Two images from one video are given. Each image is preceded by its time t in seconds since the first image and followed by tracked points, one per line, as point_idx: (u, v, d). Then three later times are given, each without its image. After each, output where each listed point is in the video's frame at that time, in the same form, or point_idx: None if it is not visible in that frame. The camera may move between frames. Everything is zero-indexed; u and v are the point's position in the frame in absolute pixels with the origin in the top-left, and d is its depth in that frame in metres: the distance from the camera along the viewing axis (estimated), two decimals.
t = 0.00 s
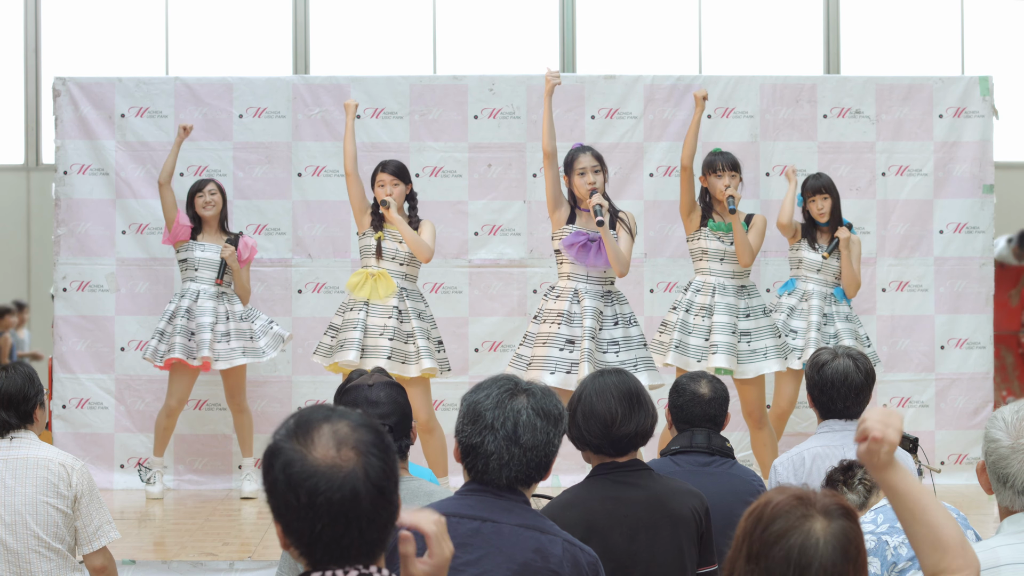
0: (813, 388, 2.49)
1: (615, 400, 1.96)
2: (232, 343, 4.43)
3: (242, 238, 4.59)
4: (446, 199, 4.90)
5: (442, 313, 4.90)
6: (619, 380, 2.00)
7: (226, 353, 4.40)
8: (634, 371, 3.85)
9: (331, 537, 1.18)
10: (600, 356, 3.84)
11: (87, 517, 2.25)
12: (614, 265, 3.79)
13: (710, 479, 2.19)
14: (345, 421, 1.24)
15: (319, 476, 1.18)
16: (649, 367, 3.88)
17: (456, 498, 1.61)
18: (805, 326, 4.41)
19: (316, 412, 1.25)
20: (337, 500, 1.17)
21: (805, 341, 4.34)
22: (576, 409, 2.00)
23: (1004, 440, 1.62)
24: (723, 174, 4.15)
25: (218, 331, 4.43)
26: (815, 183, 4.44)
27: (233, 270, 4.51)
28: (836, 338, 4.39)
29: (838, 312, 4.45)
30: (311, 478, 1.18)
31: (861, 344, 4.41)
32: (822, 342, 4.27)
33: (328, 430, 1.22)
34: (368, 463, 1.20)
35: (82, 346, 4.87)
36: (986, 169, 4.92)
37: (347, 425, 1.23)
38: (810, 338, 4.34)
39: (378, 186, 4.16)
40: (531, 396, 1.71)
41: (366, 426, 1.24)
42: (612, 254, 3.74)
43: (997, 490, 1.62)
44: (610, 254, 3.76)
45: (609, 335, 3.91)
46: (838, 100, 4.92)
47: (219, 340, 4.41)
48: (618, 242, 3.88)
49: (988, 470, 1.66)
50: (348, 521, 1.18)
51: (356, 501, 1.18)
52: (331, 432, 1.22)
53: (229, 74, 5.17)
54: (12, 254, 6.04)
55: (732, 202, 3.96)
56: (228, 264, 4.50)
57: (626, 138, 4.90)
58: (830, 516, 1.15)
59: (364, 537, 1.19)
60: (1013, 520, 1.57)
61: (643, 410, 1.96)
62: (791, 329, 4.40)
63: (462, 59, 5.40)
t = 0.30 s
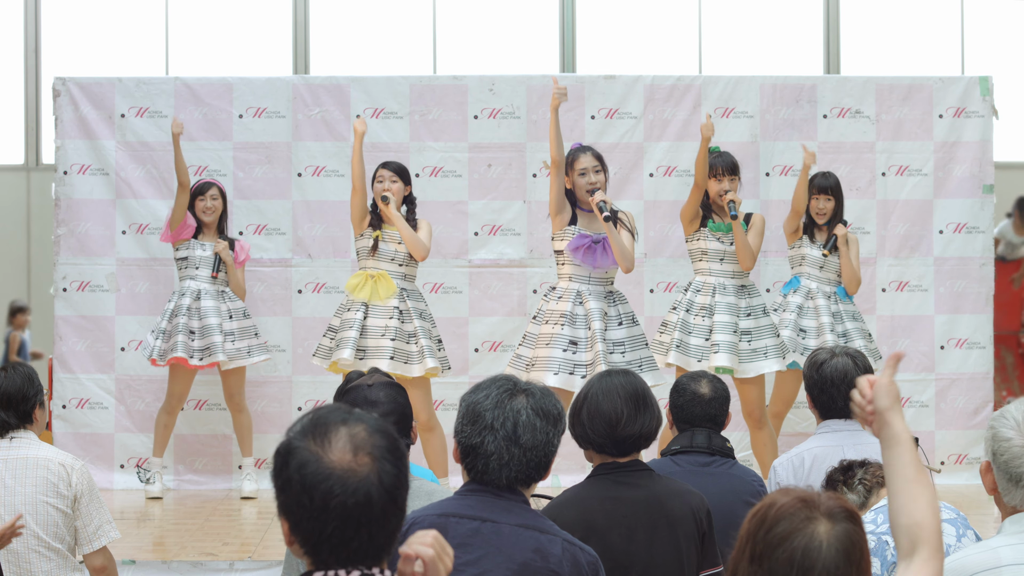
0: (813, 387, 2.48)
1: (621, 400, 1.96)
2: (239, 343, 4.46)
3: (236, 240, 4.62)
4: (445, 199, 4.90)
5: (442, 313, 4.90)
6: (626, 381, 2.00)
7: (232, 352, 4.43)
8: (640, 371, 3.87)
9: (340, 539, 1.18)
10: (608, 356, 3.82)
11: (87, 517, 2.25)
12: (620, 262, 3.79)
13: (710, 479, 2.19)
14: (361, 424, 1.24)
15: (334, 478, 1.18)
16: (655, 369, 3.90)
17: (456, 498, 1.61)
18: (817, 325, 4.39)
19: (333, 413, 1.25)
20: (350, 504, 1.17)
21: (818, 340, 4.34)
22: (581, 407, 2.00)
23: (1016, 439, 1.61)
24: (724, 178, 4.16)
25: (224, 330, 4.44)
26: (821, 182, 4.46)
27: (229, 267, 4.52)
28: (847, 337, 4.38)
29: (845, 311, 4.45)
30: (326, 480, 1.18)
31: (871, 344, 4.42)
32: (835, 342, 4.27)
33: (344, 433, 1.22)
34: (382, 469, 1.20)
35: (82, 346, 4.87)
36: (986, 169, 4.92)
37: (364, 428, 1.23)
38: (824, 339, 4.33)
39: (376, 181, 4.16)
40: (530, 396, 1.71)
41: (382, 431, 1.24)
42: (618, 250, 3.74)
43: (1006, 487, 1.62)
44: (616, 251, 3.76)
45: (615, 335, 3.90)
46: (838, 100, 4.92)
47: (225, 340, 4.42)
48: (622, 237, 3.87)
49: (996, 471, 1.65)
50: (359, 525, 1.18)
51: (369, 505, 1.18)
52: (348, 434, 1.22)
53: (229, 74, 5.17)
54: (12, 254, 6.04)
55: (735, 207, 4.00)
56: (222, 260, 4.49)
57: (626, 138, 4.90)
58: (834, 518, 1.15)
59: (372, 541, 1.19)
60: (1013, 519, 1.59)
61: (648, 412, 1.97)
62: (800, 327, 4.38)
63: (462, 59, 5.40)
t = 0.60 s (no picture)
0: (811, 386, 2.48)
1: (627, 401, 1.96)
2: (235, 342, 4.43)
3: (238, 236, 4.62)
4: (445, 199, 4.90)
5: (442, 313, 4.90)
6: (634, 382, 2.00)
7: (227, 351, 4.40)
8: (646, 370, 3.89)
9: (338, 538, 1.18)
10: (612, 357, 3.83)
11: (87, 517, 2.25)
12: (619, 264, 3.81)
13: (710, 480, 2.19)
14: (365, 425, 1.24)
15: (334, 478, 1.18)
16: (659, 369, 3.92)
17: (456, 499, 1.61)
18: (821, 324, 4.41)
19: (338, 413, 1.25)
20: (349, 504, 1.18)
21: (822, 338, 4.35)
22: (586, 405, 2.00)
23: None
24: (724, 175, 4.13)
25: (218, 330, 4.43)
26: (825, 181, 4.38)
27: (228, 268, 4.51)
28: (852, 334, 4.40)
29: (849, 308, 4.47)
30: (326, 479, 1.18)
31: (876, 340, 4.44)
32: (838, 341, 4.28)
33: (347, 433, 1.22)
34: (383, 471, 1.20)
35: (82, 346, 4.87)
36: (986, 169, 4.92)
37: (367, 429, 1.23)
38: (827, 337, 4.35)
39: (376, 181, 4.13)
40: (531, 396, 1.71)
41: (385, 433, 1.24)
42: (618, 252, 3.77)
43: (1017, 486, 1.64)
44: (614, 254, 3.79)
45: (617, 335, 3.91)
46: (838, 100, 4.92)
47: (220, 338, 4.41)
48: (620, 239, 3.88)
49: (1008, 473, 1.67)
50: (358, 525, 1.18)
51: (368, 507, 1.18)
52: (351, 434, 1.22)
53: (229, 74, 5.17)
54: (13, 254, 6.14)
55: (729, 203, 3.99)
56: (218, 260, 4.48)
57: (626, 138, 4.90)
58: (833, 518, 1.15)
59: (370, 542, 1.19)
60: (1016, 518, 1.60)
61: (654, 414, 1.96)
62: (805, 327, 4.40)
63: (462, 59, 5.40)
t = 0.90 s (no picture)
0: (812, 387, 2.48)
1: (632, 402, 1.96)
2: (237, 344, 4.43)
3: (241, 237, 4.61)
4: (445, 199, 4.90)
5: (442, 313, 4.90)
6: (639, 383, 2.00)
7: (229, 354, 4.41)
8: (647, 371, 3.89)
9: (351, 533, 1.18)
10: (613, 357, 3.83)
11: (87, 517, 2.25)
12: (620, 263, 3.81)
13: (711, 480, 2.19)
14: (388, 425, 1.24)
15: (357, 472, 1.18)
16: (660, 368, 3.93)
17: (456, 498, 1.61)
18: (817, 327, 4.42)
19: (362, 410, 1.25)
20: (368, 500, 1.18)
21: (820, 342, 4.37)
22: (590, 405, 2.01)
23: None
24: (723, 176, 4.11)
25: (219, 333, 4.43)
26: (841, 181, 4.42)
27: (231, 270, 4.51)
28: (847, 338, 4.40)
29: (845, 312, 4.46)
30: (349, 473, 1.18)
31: (872, 342, 4.46)
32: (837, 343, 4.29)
33: (372, 430, 1.22)
34: (403, 473, 1.21)
35: (82, 346, 4.87)
36: (986, 169, 4.92)
37: (390, 429, 1.24)
38: (825, 341, 4.37)
39: (374, 183, 4.15)
40: (532, 397, 1.71)
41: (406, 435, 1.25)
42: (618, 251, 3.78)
43: (1020, 486, 1.65)
44: (617, 252, 3.80)
45: (618, 336, 3.90)
46: (838, 100, 4.92)
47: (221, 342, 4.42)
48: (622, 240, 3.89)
49: (1012, 474, 1.67)
50: (372, 522, 1.18)
51: (385, 506, 1.19)
52: (375, 431, 1.22)
53: (229, 74, 5.17)
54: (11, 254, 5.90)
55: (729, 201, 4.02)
56: (221, 263, 4.48)
57: (626, 139, 4.90)
58: (832, 521, 1.15)
59: (379, 540, 1.20)
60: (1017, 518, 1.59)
61: (658, 416, 1.97)
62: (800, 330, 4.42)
63: (462, 59, 5.40)
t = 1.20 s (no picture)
0: (813, 387, 2.48)
1: (633, 403, 1.96)
2: (232, 345, 4.44)
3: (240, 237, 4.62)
4: (445, 199, 4.90)
5: (442, 313, 4.90)
6: (639, 383, 2.00)
7: (227, 354, 4.42)
8: (648, 369, 3.88)
9: (358, 525, 1.18)
10: (614, 356, 3.83)
11: (87, 516, 2.25)
12: (620, 263, 3.81)
13: (710, 479, 2.19)
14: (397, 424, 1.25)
15: (365, 465, 1.19)
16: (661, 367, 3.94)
17: (456, 498, 1.61)
18: (807, 326, 4.43)
19: (371, 410, 1.26)
20: (375, 493, 1.18)
21: (807, 340, 4.36)
22: (590, 404, 2.00)
23: None
24: (725, 181, 4.13)
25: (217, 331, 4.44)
26: (841, 185, 4.43)
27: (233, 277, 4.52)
28: (837, 338, 4.37)
29: (837, 311, 4.43)
30: (358, 465, 1.18)
31: (863, 345, 4.40)
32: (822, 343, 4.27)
33: (382, 427, 1.23)
34: (412, 469, 1.22)
35: (82, 346, 4.88)
36: (986, 169, 4.92)
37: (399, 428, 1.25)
38: (812, 340, 4.35)
39: (374, 189, 4.14)
40: (532, 397, 1.71)
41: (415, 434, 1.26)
42: (619, 248, 3.77)
43: (1022, 486, 1.65)
44: (617, 250, 3.78)
45: (619, 334, 3.90)
46: (838, 100, 4.92)
47: (220, 341, 4.42)
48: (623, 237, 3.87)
49: (1013, 474, 1.67)
50: (379, 516, 1.18)
51: (393, 500, 1.19)
52: (385, 428, 1.23)
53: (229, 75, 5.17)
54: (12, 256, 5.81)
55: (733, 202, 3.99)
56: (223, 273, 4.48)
57: (626, 139, 4.90)
58: (826, 522, 1.15)
59: (385, 536, 1.20)
60: (1017, 518, 1.59)
61: (658, 417, 1.97)
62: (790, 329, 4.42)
63: (462, 59, 5.40)
